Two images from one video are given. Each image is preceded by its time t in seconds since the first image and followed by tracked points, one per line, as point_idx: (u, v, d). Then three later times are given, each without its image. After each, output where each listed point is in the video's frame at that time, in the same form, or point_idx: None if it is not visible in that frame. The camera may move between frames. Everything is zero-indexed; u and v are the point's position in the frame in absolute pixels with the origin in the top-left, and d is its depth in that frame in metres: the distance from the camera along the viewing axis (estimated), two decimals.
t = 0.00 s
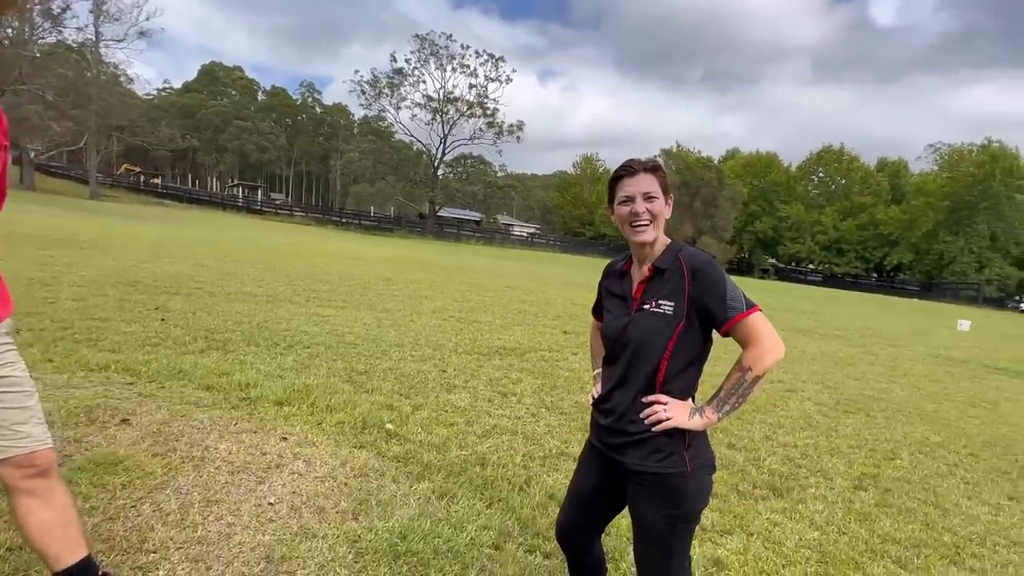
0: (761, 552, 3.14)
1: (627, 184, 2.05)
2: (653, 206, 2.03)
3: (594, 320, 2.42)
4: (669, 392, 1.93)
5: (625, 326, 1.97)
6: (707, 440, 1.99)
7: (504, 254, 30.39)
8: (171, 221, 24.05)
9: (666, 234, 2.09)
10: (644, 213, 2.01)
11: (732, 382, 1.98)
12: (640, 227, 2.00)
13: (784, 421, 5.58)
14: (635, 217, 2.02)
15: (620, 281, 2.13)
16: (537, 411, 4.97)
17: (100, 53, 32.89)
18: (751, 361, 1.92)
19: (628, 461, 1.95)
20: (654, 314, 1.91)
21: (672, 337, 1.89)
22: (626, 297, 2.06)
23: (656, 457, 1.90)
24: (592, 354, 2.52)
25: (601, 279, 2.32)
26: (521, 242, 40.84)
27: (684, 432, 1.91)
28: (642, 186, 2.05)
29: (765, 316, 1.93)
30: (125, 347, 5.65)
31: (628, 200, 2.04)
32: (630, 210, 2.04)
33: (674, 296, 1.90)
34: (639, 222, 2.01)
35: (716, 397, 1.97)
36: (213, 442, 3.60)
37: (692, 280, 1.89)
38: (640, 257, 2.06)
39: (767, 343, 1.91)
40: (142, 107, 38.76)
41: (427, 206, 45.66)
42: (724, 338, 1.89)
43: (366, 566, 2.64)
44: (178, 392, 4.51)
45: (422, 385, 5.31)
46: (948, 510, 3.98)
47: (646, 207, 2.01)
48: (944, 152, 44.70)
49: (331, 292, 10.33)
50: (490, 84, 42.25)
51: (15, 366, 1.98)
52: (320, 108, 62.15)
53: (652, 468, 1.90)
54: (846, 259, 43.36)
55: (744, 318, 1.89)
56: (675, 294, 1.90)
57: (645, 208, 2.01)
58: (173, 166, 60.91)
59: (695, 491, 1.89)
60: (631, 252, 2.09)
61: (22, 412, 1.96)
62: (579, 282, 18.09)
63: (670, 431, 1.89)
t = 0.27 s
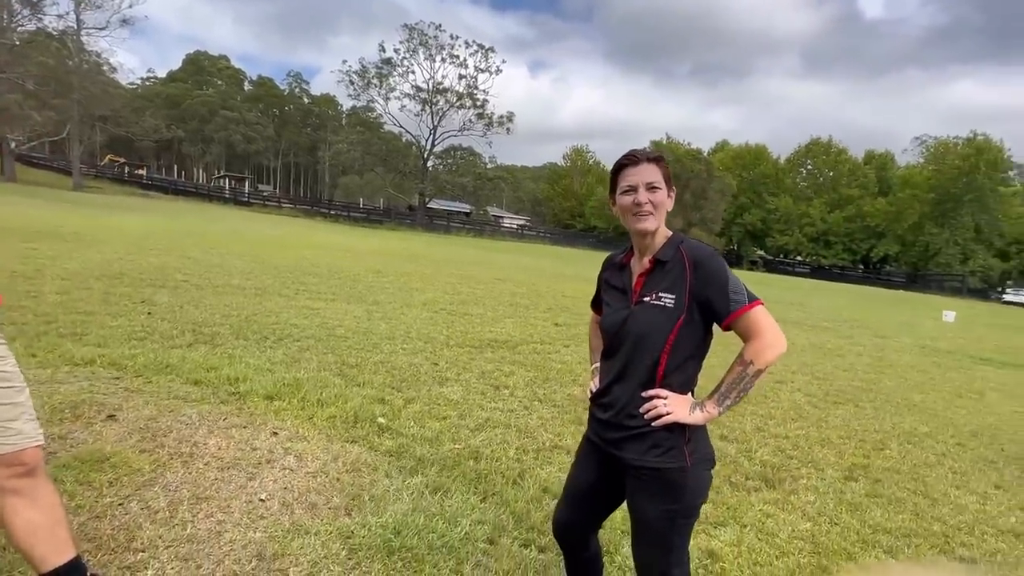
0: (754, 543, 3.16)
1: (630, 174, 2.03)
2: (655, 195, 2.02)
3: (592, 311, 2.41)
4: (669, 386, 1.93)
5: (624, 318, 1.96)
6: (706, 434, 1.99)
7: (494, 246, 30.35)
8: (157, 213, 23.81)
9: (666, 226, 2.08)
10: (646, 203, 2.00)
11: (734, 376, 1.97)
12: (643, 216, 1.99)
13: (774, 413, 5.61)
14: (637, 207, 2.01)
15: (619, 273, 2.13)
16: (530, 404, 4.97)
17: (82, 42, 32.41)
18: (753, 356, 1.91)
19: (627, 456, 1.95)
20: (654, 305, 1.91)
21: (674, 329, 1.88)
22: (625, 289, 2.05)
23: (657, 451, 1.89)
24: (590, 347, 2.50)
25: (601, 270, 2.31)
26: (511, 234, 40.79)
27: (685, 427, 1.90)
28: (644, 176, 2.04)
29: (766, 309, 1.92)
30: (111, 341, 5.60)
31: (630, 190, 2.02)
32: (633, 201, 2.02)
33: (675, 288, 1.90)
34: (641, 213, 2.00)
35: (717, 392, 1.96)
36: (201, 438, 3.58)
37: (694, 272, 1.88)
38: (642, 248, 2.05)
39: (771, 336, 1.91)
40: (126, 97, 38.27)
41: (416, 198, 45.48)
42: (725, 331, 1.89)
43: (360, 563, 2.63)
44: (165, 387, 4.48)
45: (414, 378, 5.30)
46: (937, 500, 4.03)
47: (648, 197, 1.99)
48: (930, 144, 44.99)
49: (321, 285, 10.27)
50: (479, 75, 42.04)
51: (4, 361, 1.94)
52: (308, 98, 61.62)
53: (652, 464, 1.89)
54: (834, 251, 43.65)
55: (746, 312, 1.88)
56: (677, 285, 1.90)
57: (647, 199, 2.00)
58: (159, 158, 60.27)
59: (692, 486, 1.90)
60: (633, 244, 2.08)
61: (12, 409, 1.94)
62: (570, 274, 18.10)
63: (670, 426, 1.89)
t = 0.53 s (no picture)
0: (747, 537, 3.18)
1: (629, 164, 2.02)
2: (655, 187, 2.00)
3: (590, 304, 2.40)
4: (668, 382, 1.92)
5: (623, 312, 1.95)
6: (704, 431, 1.99)
7: (484, 238, 30.26)
8: (143, 204, 23.54)
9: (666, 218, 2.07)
10: (645, 196, 1.98)
11: (733, 373, 1.95)
12: (643, 208, 1.98)
13: (764, 405, 5.64)
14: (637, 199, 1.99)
15: (618, 266, 2.11)
16: (521, 397, 4.97)
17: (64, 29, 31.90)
18: (753, 352, 1.91)
19: (624, 453, 1.94)
20: (653, 300, 1.90)
21: (673, 324, 1.87)
22: (624, 281, 2.04)
23: (654, 449, 1.89)
24: (588, 341, 2.49)
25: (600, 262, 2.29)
26: (501, 226, 40.69)
27: (683, 424, 1.89)
28: (643, 168, 2.02)
29: (767, 303, 1.91)
30: (93, 334, 5.53)
31: (631, 180, 2.00)
32: (631, 192, 2.01)
33: (675, 281, 1.88)
34: (641, 205, 1.98)
35: (717, 389, 1.95)
36: (186, 434, 3.54)
37: (695, 265, 1.87)
38: (642, 240, 2.04)
39: (770, 332, 1.89)
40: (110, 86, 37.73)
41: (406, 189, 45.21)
42: (724, 326, 1.88)
43: (349, 562, 2.61)
44: (149, 382, 4.43)
45: (403, 371, 5.28)
46: (926, 492, 4.06)
47: (648, 188, 1.98)
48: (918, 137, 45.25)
49: (310, 276, 10.19)
50: (470, 64, 41.80)
51: None
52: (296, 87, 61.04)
53: (649, 461, 1.89)
54: (821, 244, 43.86)
55: (747, 306, 1.86)
56: (676, 279, 1.88)
57: (647, 190, 1.98)
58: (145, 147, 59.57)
59: (690, 484, 1.89)
60: (632, 236, 2.07)
61: None
62: (560, 265, 18.08)
63: (668, 423, 1.88)
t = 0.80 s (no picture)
0: (732, 526, 3.21)
1: (624, 151, 2.00)
2: (652, 173, 1.99)
3: (583, 292, 2.38)
4: (662, 373, 1.91)
5: (617, 300, 1.94)
6: (696, 423, 1.99)
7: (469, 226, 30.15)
8: (120, 189, 23.12)
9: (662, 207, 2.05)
10: (641, 183, 1.97)
11: (727, 365, 1.95)
12: (639, 196, 1.96)
13: (748, 394, 5.69)
14: (632, 187, 1.98)
15: (612, 254, 2.10)
16: (506, 387, 4.96)
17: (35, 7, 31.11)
18: (749, 344, 1.90)
19: (614, 445, 1.94)
20: (648, 289, 1.88)
21: (667, 314, 1.86)
22: (617, 271, 2.03)
23: (646, 441, 1.88)
24: (581, 331, 2.48)
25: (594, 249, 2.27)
26: (486, 213, 40.55)
27: (676, 417, 1.89)
28: (639, 154, 2.00)
29: (764, 293, 1.91)
30: (65, 323, 5.42)
31: (625, 168, 1.99)
32: (628, 179, 1.99)
33: (670, 271, 1.87)
34: (636, 193, 1.97)
35: (711, 381, 1.95)
36: (162, 425, 3.50)
37: (690, 254, 1.86)
38: (637, 229, 2.03)
39: (768, 323, 1.88)
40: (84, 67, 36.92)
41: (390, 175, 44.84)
42: (721, 317, 1.87)
43: (331, 556, 2.59)
44: (124, 372, 4.36)
45: (387, 360, 5.25)
46: (907, 479, 4.12)
47: (644, 175, 1.96)
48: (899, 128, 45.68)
49: (292, 264, 10.08)
50: (454, 50, 41.44)
51: None
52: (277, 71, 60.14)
53: (641, 453, 1.88)
54: (803, 233, 44.21)
55: (743, 297, 1.85)
56: (672, 269, 1.87)
57: (642, 177, 1.97)
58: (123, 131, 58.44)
59: (682, 476, 1.89)
60: (628, 224, 2.06)
61: None
62: (545, 254, 18.06)
63: (661, 415, 1.88)
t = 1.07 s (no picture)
0: (710, 512, 3.24)
1: (615, 133, 1.98)
2: (643, 157, 1.97)
3: (570, 275, 2.37)
4: (647, 361, 1.90)
5: (605, 285, 1.93)
6: (681, 411, 1.99)
7: (446, 210, 29.94)
8: (87, 168, 22.48)
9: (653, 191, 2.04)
10: (632, 167, 1.95)
11: (715, 354, 1.95)
12: (630, 180, 1.95)
13: (725, 380, 5.75)
14: (623, 170, 1.96)
15: (601, 238, 2.09)
16: (484, 373, 4.95)
17: None
18: (738, 334, 1.90)
19: (599, 432, 1.94)
20: (636, 275, 1.87)
21: (656, 299, 1.85)
22: (606, 255, 2.02)
23: (630, 428, 1.88)
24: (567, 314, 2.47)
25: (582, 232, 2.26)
26: (464, 198, 40.31)
27: (661, 405, 1.89)
28: (632, 136, 1.98)
29: (754, 282, 1.90)
30: (26, 307, 5.26)
31: (617, 150, 1.97)
32: (618, 162, 1.98)
33: (659, 257, 1.86)
34: (627, 176, 1.95)
35: (697, 369, 1.95)
36: (129, 414, 3.43)
37: (680, 239, 1.85)
38: (626, 213, 2.02)
39: (757, 313, 1.88)
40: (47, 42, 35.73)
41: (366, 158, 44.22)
42: (709, 305, 1.87)
43: (306, 548, 2.57)
44: (88, 358, 4.25)
45: (363, 346, 5.20)
46: (878, 464, 4.21)
47: (636, 159, 1.95)
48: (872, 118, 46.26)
49: (267, 247, 9.91)
50: (433, 31, 40.92)
51: None
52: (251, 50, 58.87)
53: (625, 441, 1.88)
54: (777, 221, 44.65)
55: (733, 286, 1.85)
56: (661, 254, 1.86)
57: (634, 160, 1.95)
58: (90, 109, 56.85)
59: (665, 464, 1.89)
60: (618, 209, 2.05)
61: None
62: (524, 239, 18.01)
63: (646, 402, 1.88)
